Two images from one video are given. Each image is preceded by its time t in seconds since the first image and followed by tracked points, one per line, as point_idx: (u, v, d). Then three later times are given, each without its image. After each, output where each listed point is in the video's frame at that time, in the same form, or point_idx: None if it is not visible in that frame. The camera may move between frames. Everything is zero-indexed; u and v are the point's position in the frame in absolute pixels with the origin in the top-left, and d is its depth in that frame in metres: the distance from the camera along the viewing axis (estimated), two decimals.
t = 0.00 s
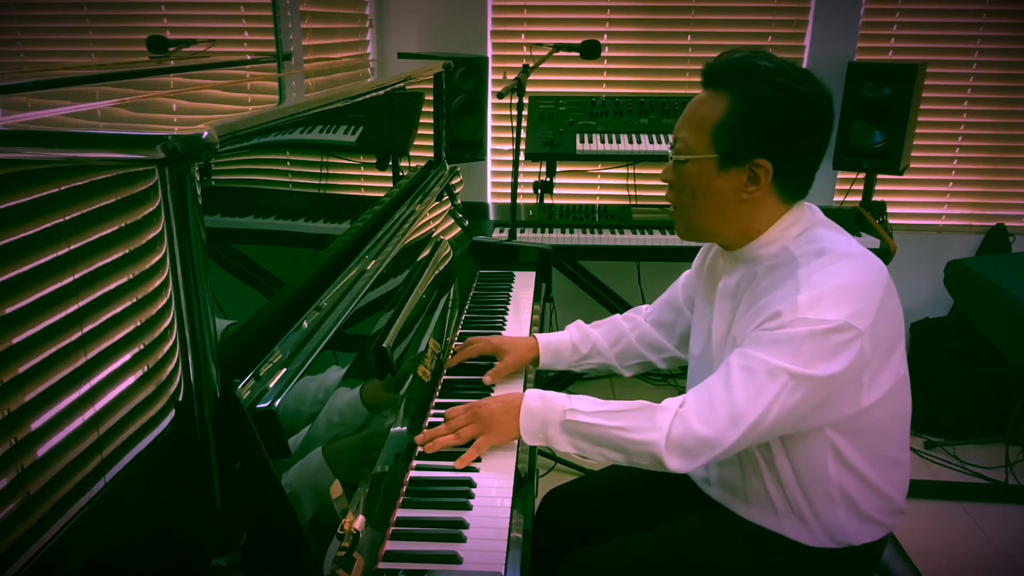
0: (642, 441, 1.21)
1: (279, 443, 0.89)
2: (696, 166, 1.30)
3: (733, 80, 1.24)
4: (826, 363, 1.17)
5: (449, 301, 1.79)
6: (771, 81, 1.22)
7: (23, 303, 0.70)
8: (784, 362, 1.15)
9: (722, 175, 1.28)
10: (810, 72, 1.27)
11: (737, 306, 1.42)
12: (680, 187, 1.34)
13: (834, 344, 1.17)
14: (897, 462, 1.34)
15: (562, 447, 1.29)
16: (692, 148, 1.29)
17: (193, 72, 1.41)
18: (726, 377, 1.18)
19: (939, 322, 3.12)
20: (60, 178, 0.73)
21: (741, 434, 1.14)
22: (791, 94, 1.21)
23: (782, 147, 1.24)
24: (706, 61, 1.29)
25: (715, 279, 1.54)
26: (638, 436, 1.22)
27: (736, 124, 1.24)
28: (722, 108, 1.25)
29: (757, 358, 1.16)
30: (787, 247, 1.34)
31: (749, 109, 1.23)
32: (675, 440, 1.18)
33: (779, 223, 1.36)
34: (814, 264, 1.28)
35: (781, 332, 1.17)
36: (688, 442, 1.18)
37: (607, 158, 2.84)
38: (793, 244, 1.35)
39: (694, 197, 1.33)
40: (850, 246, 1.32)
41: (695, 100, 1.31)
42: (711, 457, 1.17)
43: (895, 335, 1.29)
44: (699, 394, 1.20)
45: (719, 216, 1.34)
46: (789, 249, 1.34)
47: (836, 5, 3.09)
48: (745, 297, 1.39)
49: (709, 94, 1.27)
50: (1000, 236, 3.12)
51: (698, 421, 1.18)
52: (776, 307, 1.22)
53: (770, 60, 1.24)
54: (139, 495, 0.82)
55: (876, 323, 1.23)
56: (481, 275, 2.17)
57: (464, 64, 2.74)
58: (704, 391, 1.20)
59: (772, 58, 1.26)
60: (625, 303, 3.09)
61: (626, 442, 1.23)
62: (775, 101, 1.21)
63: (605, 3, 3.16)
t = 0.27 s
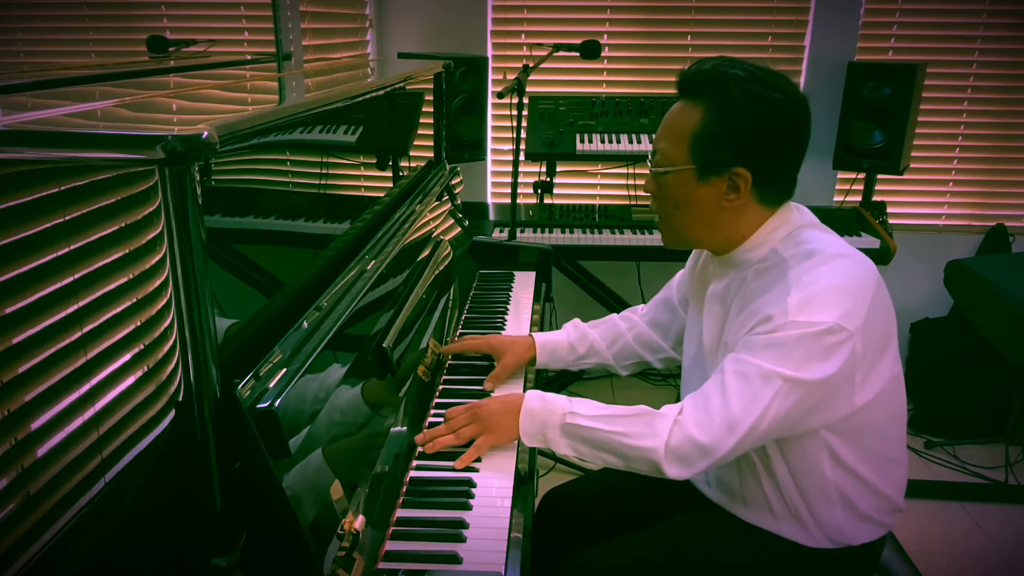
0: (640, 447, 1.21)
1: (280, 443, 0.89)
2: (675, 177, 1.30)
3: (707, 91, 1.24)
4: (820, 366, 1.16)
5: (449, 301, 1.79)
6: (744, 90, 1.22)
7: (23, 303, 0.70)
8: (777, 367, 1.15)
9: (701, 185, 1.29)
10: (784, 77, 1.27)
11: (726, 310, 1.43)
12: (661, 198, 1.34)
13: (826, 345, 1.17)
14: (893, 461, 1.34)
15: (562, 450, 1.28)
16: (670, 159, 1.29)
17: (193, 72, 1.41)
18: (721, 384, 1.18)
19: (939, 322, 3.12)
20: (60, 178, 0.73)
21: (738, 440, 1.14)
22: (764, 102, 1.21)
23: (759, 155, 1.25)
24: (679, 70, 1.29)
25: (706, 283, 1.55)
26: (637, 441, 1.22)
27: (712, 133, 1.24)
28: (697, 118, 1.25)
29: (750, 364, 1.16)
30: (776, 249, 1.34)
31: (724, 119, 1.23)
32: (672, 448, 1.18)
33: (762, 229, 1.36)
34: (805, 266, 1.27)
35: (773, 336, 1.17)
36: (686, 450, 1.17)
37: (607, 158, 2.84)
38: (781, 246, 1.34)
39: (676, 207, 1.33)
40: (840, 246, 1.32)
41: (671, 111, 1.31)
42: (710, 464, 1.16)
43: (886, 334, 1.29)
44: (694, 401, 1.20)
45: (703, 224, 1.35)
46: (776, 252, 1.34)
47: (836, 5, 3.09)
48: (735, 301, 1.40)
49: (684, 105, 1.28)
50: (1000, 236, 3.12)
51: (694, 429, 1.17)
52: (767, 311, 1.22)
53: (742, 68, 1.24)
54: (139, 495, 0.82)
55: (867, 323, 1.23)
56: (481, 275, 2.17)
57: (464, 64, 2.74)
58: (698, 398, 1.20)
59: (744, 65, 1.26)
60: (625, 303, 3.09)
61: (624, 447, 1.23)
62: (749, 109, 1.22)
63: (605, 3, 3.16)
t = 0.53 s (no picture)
0: (642, 444, 1.21)
1: (280, 443, 0.89)
2: (690, 167, 1.30)
3: (725, 81, 1.24)
4: (822, 363, 1.16)
5: (449, 301, 1.79)
6: (761, 81, 1.22)
7: (22, 303, 0.70)
8: (779, 364, 1.15)
9: (716, 176, 1.29)
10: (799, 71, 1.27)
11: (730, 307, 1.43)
12: (674, 190, 1.34)
13: (829, 344, 1.17)
14: (894, 460, 1.34)
15: (562, 449, 1.29)
16: (685, 150, 1.29)
17: (193, 73, 1.41)
18: (722, 381, 1.18)
19: (939, 322, 3.12)
20: (60, 178, 0.73)
21: (739, 437, 1.14)
22: (781, 93, 1.22)
23: (775, 146, 1.25)
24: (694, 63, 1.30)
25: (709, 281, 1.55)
26: (639, 439, 1.22)
27: (728, 125, 1.24)
28: (714, 109, 1.25)
29: (752, 361, 1.16)
30: (780, 246, 1.34)
31: (740, 110, 1.23)
32: (674, 443, 1.19)
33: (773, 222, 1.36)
34: (808, 264, 1.27)
35: (776, 334, 1.17)
36: (687, 447, 1.18)
37: (607, 158, 2.84)
38: (786, 244, 1.34)
39: (689, 199, 1.33)
40: (843, 243, 1.31)
41: (686, 102, 1.31)
42: (711, 460, 1.17)
43: (889, 332, 1.29)
44: (697, 398, 1.20)
45: (715, 216, 1.34)
46: (781, 248, 1.34)
47: (836, 5, 3.09)
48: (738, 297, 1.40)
49: (700, 96, 1.27)
50: (1000, 236, 3.12)
51: (696, 425, 1.18)
52: (770, 308, 1.22)
53: (760, 61, 1.24)
54: (139, 494, 0.82)
55: (870, 321, 1.23)
56: (481, 275, 2.17)
57: (464, 64, 2.74)
58: (701, 395, 1.20)
59: (761, 58, 1.26)
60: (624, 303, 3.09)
61: (626, 445, 1.23)
62: (766, 100, 1.22)
63: (605, 3, 3.16)
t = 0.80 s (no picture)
0: (673, 450, 1.17)
1: (279, 443, 0.89)
2: (719, 153, 1.29)
3: (760, 68, 1.25)
4: (842, 360, 1.17)
5: (449, 301, 1.79)
6: (797, 71, 1.24)
7: (22, 303, 0.70)
8: (802, 362, 1.15)
9: (746, 163, 1.29)
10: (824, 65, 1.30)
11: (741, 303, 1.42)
12: (701, 176, 1.33)
13: (849, 340, 1.17)
14: (904, 453, 1.35)
15: (590, 455, 1.25)
16: (715, 136, 1.29)
17: (193, 73, 1.41)
18: (745, 382, 1.17)
19: (939, 322, 3.12)
20: (60, 179, 0.73)
21: (768, 439, 1.13)
22: (815, 85, 1.24)
23: (807, 136, 1.26)
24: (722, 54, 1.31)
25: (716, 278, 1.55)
26: (670, 444, 1.18)
27: (762, 111, 1.25)
28: (747, 95, 1.25)
29: (774, 360, 1.15)
30: (793, 241, 1.34)
31: (776, 98, 1.24)
32: (705, 450, 1.15)
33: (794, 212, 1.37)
34: (822, 261, 1.27)
35: (797, 332, 1.16)
36: (716, 452, 1.15)
37: (607, 158, 2.84)
38: (801, 237, 1.34)
39: (715, 186, 1.33)
40: (855, 239, 1.32)
41: (713, 90, 1.31)
42: (740, 464, 1.15)
43: (901, 328, 1.29)
44: (721, 399, 1.18)
45: (739, 205, 1.34)
46: (796, 242, 1.34)
47: (836, 5, 3.09)
48: (751, 293, 1.39)
49: (732, 82, 1.28)
50: (1000, 236, 3.12)
51: (725, 429, 1.15)
52: (788, 306, 1.21)
53: (791, 51, 1.26)
54: (139, 493, 0.82)
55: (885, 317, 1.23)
56: (481, 275, 2.17)
57: (464, 64, 2.74)
58: (725, 396, 1.18)
59: (790, 50, 1.28)
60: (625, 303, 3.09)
61: (656, 450, 1.19)
62: (802, 90, 1.24)
63: (606, 3, 3.16)
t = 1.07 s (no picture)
0: (690, 456, 1.18)
1: (279, 443, 0.89)
2: (748, 146, 1.28)
3: (796, 65, 1.26)
4: (856, 362, 1.17)
5: (449, 301, 1.79)
6: (832, 73, 1.26)
7: (22, 303, 0.70)
8: (817, 366, 1.15)
9: (773, 159, 1.28)
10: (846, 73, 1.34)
11: (750, 300, 1.43)
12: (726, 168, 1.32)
13: (864, 343, 1.17)
14: (912, 451, 1.36)
15: (607, 461, 1.26)
16: (745, 128, 1.28)
17: (193, 73, 1.41)
18: (761, 388, 1.16)
19: (939, 322, 3.12)
20: (60, 179, 0.73)
21: (784, 444, 1.14)
22: (847, 89, 1.27)
23: (833, 139, 1.28)
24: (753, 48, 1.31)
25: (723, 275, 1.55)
26: (685, 450, 1.18)
27: (795, 110, 1.26)
28: (782, 90, 1.26)
29: (790, 364, 1.15)
30: (805, 241, 1.34)
31: (809, 98, 1.25)
32: (723, 456, 1.16)
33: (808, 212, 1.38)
34: (834, 261, 1.27)
35: (812, 335, 1.16)
36: (734, 458, 1.15)
37: (607, 158, 2.84)
38: (812, 237, 1.35)
39: (739, 179, 1.32)
40: (866, 239, 1.31)
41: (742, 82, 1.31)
42: (758, 468, 1.16)
43: (912, 326, 1.29)
44: (736, 404, 1.18)
45: (760, 201, 1.34)
46: (807, 242, 1.34)
47: (836, 5, 3.09)
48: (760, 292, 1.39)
49: (765, 76, 1.28)
50: (1000, 236, 3.12)
51: (742, 434, 1.15)
52: (802, 308, 1.21)
53: (823, 53, 1.28)
54: (140, 493, 0.82)
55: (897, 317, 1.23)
56: (482, 275, 2.17)
57: (464, 64, 2.73)
58: (740, 401, 1.18)
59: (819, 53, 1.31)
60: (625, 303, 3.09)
61: (672, 455, 1.20)
62: (835, 93, 1.26)
63: (605, 4, 3.16)
